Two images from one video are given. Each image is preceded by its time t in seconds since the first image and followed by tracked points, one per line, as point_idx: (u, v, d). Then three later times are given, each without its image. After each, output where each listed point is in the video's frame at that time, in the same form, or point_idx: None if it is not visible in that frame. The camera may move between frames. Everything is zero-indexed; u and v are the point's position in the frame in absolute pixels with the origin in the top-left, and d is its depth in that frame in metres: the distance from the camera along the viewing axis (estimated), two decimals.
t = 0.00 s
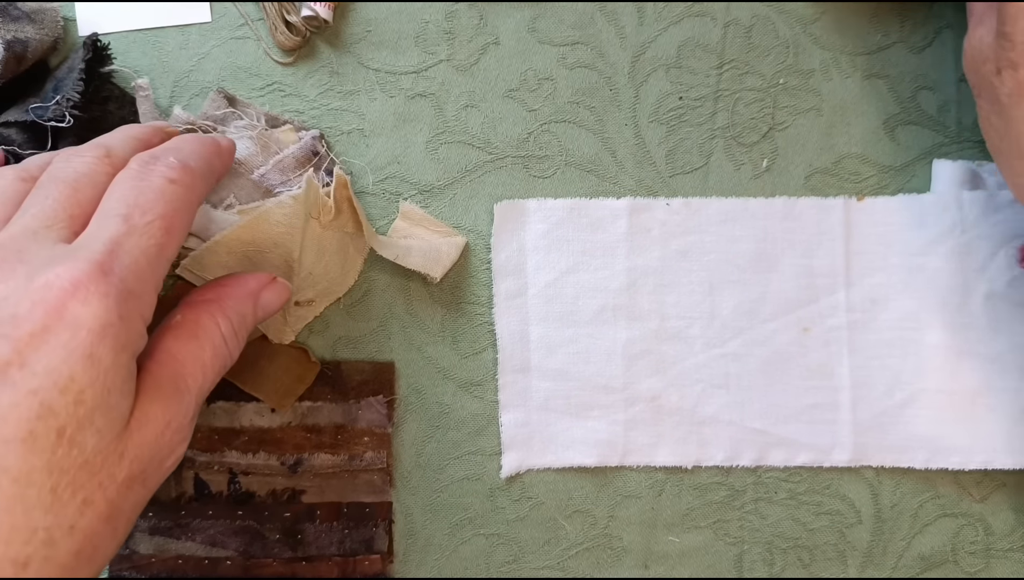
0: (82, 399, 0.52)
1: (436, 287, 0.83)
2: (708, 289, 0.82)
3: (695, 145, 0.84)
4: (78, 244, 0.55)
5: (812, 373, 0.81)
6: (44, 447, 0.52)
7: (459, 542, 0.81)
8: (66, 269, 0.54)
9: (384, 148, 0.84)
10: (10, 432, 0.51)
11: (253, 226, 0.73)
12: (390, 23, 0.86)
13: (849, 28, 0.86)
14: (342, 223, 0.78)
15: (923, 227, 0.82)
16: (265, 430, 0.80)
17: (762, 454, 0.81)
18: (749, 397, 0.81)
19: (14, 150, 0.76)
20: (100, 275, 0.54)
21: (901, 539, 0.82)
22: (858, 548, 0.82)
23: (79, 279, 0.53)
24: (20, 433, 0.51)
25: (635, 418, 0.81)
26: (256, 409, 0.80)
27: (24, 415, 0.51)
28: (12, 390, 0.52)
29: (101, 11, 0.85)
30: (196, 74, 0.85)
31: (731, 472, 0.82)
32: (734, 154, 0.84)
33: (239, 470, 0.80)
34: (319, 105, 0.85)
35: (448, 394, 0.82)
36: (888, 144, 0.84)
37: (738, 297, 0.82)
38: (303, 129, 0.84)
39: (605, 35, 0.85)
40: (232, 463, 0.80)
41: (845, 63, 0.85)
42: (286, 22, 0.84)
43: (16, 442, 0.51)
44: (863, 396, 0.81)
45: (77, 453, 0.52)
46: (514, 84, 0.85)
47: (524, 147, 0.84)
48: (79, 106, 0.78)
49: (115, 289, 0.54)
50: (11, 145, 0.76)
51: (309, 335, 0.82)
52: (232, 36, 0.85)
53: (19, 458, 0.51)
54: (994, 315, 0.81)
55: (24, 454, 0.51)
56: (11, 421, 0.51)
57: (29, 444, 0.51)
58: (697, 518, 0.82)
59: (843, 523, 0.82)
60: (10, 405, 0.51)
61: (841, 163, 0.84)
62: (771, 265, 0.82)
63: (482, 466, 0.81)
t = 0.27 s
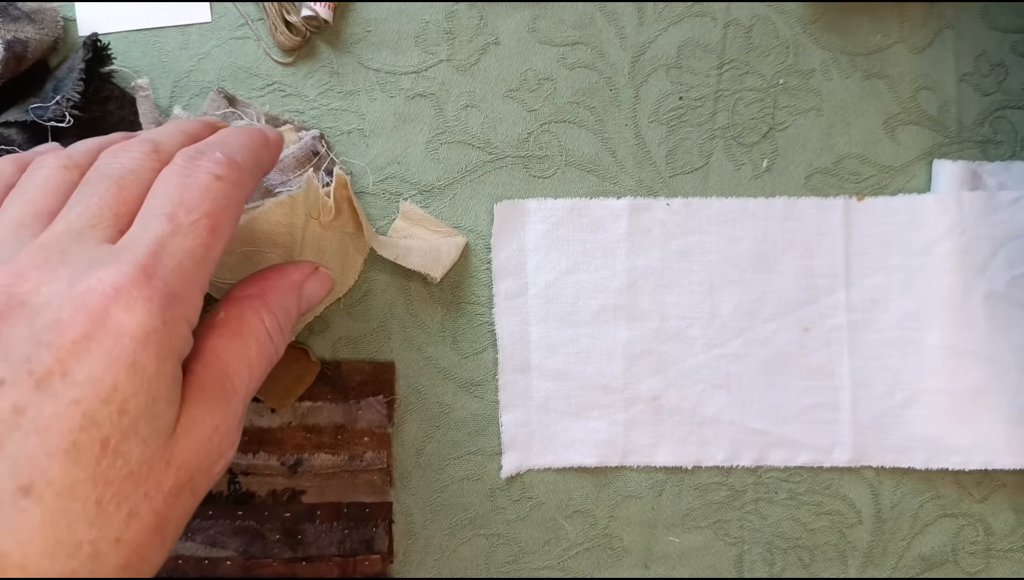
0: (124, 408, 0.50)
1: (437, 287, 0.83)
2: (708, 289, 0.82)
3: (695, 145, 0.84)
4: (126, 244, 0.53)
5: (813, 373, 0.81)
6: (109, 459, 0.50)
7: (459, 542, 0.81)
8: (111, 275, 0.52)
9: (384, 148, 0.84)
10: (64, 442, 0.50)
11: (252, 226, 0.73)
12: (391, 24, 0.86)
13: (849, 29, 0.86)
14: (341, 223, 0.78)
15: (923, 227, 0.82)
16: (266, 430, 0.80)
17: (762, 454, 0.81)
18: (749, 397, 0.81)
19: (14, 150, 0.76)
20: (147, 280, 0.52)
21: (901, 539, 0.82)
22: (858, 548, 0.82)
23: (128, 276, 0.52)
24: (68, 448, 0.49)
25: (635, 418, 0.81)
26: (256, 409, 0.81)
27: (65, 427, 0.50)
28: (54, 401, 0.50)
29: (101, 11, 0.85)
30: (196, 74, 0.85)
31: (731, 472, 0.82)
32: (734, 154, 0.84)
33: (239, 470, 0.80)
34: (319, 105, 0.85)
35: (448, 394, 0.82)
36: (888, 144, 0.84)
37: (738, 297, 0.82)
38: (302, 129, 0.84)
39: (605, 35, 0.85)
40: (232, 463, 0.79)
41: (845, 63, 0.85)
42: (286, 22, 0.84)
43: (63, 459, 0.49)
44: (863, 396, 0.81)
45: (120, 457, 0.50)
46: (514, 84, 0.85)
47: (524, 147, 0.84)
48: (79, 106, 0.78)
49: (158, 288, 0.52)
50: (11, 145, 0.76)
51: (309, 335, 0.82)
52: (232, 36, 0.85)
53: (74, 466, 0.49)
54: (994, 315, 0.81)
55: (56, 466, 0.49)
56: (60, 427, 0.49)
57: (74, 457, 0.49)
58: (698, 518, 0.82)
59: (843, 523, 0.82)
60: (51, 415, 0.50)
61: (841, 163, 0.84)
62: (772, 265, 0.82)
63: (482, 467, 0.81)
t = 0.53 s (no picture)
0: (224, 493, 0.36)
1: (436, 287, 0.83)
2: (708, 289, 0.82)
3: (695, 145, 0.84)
4: (452, 270, 0.36)
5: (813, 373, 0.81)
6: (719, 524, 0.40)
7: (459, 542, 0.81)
8: (387, 357, 0.36)
9: (384, 148, 0.84)
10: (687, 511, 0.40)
11: (253, 226, 0.74)
12: (391, 24, 0.86)
13: (849, 29, 0.86)
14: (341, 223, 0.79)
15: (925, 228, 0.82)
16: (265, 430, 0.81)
17: (762, 454, 0.81)
18: (749, 397, 0.81)
19: (14, 149, 0.76)
20: (498, 304, 0.36)
21: (901, 539, 0.80)
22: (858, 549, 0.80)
23: (486, 328, 0.36)
24: None
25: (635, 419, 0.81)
26: (256, 409, 0.81)
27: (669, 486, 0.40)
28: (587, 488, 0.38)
29: (101, 11, 0.85)
30: (196, 74, 0.85)
31: (732, 472, 0.82)
32: (735, 154, 0.84)
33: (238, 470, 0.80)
34: (318, 105, 0.85)
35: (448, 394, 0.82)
36: (888, 145, 0.84)
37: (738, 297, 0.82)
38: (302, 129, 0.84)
39: (605, 35, 0.85)
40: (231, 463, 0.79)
41: (845, 63, 0.85)
42: (286, 22, 0.84)
43: None
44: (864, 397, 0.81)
45: None
46: (514, 84, 0.85)
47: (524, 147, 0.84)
48: (79, 106, 0.78)
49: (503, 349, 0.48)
50: (11, 145, 0.76)
51: (309, 336, 0.81)
52: (231, 36, 0.85)
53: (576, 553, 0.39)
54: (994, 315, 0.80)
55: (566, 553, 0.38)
56: (483, 498, 0.37)
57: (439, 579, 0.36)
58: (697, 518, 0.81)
59: (843, 523, 0.81)
60: (283, 510, 0.35)
61: (841, 163, 0.84)
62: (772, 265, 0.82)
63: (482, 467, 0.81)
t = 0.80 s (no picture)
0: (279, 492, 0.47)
1: (436, 287, 0.82)
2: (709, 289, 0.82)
3: (695, 145, 0.84)
4: (454, 348, 0.48)
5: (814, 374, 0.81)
6: (710, 494, 0.46)
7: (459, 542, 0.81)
8: (392, 366, 0.48)
9: (384, 148, 0.84)
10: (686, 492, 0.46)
11: (254, 226, 0.74)
12: (391, 24, 0.86)
13: (849, 29, 0.86)
14: (341, 222, 0.79)
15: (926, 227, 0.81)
16: (265, 430, 0.80)
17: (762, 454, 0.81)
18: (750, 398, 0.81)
19: (14, 149, 0.76)
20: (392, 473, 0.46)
21: (903, 539, 0.81)
22: (860, 549, 0.81)
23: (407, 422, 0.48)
24: (311, 546, 0.45)
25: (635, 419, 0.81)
26: (255, 409, 0.81)
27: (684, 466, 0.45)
28: (558, 459, 0.45)
29: (101, 11, 0.85)
30: (196, 74, 0.85)
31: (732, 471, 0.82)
32: (735, 154, 0.84)
33: (238, 471, 0.80)
34: (319, 105, 0.85)
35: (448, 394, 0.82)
36: (888, 144, 0.84)
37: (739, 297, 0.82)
38: (302, 129, 0.84)
39: (604, 35, 0.85)
40: (232, 463, 0.79)
41: (844, 63, 0.85)
42: (286, 22, 0.84)
43: (303, 552, 0.45)
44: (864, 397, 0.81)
45: (400, 544, 0.45)
46: (514, 84, 0.85)
47: (524, 147, 0.84)
48: (79, 106, 0.78)
49: (518, 394, 0.51)
50: (11, 145, 0.76)
51: (309, 335, 0.81)
52: (231, 36, 0.85)
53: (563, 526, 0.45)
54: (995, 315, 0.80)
55: (556, 526, 0.45)
56: (460, 476, 0.46)
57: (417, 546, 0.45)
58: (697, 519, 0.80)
59: (843, 523, 0.82)
60: (299, 488, 0.47)
61: (841, 163, 0.84)
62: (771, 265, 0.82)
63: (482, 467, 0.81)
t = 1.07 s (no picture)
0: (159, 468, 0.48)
1: (436, 287, 0.83)
2: (708, 289, 0.82)
3: (695, 145, 0.84)
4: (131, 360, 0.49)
5: (813, 374, 0.81)
6: (413, 489, 0.47)
7: (459, 542, 0.81)
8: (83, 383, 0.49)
9: (384, 148, 0.84)
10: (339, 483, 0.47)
11: (253, 226, 0.74)
12: (391, 24, 0.86)
13: (849, 29, 0.86)
14: (341, 221, 0.78)
15: (924, 228, 0.82)
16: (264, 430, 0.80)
17: (762, 454, 0.81)
18: (749, 397, 0.81)
19: (13, 149, 0.75)
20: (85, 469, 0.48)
21: (900, 539, 0.82)
22: (858, 548, 0.82)
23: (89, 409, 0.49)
24: (117, 532, 0.46)
25: (635, 418, 0.81)
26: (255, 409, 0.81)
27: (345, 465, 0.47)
28: (230, 481, 0.46)
29: (101, 11, 0.85)
30: (196, 74, 0.85)
31: (732, 472, 0.82)
32: (735, 154, 0.84)
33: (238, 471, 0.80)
34: (319, 105, 0.85)
35: (448, 393, 0.82)
36: (888, 145, 0.85)
37: (738, 297, 0.82)
38: (302, 129, 0.84)
39: (605, 35, 0.85)
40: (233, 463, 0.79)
41: (845, 63, 0.85)
42: (286, 22, 0.84)
43: (111, 535, 0.46)
44: (864, 396, 0.81)
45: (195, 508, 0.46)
46: (514, 84, 0.85)
47: (524, 147, 0.84)
48: (79, 106, 0.78)
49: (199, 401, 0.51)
50: (11, 145, 0.75)
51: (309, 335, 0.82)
52: (231, 36, 0.85)
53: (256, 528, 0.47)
54: (993, 315, 0.80)
55: (254, 527, 0.47)
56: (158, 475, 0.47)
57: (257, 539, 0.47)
58: (698, 518, 0.82)
59: (843, 523, 0.82)
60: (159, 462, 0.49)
61: (841, 163, 0.84)
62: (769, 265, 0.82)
63: (482, 466, 0.81)
